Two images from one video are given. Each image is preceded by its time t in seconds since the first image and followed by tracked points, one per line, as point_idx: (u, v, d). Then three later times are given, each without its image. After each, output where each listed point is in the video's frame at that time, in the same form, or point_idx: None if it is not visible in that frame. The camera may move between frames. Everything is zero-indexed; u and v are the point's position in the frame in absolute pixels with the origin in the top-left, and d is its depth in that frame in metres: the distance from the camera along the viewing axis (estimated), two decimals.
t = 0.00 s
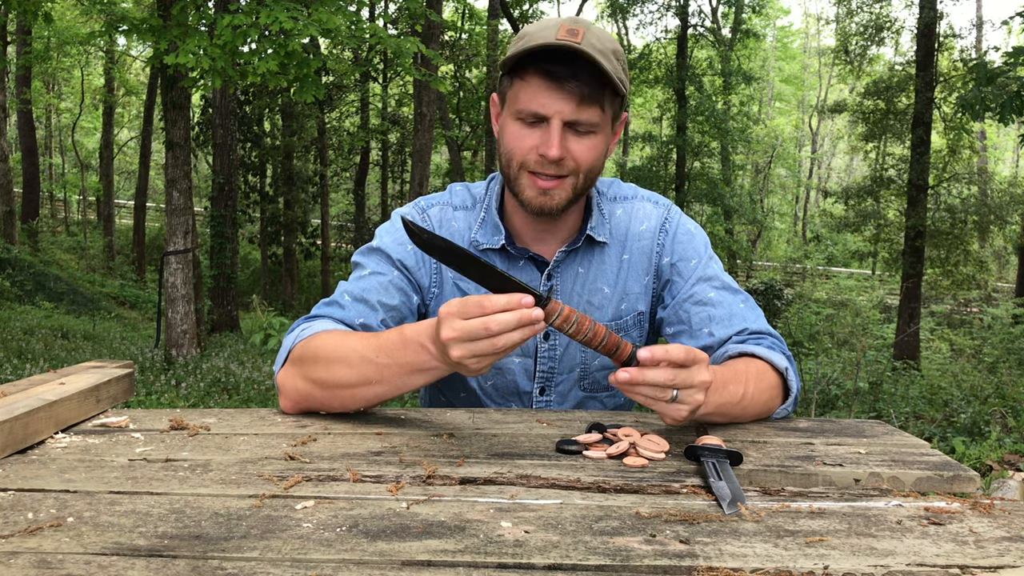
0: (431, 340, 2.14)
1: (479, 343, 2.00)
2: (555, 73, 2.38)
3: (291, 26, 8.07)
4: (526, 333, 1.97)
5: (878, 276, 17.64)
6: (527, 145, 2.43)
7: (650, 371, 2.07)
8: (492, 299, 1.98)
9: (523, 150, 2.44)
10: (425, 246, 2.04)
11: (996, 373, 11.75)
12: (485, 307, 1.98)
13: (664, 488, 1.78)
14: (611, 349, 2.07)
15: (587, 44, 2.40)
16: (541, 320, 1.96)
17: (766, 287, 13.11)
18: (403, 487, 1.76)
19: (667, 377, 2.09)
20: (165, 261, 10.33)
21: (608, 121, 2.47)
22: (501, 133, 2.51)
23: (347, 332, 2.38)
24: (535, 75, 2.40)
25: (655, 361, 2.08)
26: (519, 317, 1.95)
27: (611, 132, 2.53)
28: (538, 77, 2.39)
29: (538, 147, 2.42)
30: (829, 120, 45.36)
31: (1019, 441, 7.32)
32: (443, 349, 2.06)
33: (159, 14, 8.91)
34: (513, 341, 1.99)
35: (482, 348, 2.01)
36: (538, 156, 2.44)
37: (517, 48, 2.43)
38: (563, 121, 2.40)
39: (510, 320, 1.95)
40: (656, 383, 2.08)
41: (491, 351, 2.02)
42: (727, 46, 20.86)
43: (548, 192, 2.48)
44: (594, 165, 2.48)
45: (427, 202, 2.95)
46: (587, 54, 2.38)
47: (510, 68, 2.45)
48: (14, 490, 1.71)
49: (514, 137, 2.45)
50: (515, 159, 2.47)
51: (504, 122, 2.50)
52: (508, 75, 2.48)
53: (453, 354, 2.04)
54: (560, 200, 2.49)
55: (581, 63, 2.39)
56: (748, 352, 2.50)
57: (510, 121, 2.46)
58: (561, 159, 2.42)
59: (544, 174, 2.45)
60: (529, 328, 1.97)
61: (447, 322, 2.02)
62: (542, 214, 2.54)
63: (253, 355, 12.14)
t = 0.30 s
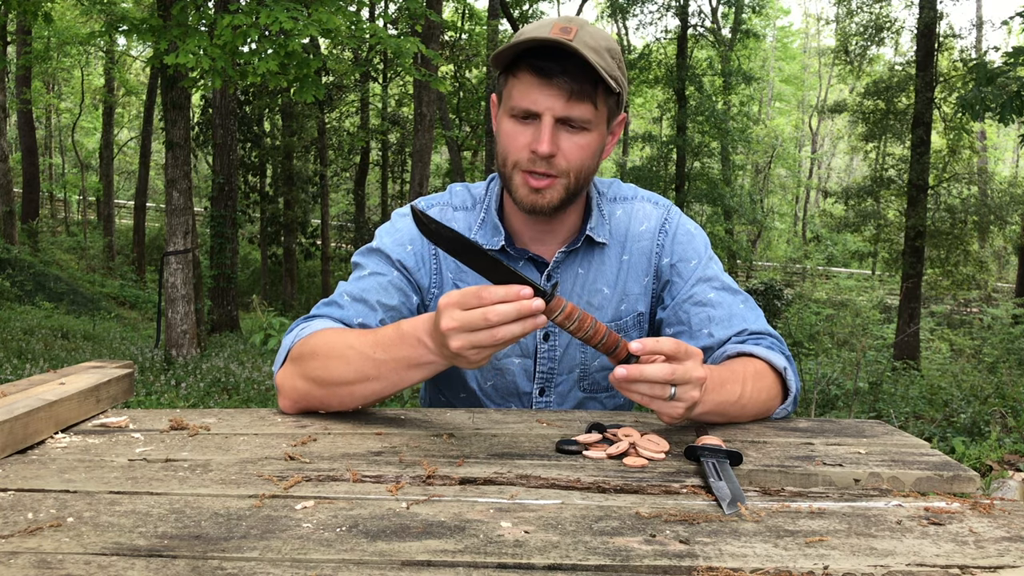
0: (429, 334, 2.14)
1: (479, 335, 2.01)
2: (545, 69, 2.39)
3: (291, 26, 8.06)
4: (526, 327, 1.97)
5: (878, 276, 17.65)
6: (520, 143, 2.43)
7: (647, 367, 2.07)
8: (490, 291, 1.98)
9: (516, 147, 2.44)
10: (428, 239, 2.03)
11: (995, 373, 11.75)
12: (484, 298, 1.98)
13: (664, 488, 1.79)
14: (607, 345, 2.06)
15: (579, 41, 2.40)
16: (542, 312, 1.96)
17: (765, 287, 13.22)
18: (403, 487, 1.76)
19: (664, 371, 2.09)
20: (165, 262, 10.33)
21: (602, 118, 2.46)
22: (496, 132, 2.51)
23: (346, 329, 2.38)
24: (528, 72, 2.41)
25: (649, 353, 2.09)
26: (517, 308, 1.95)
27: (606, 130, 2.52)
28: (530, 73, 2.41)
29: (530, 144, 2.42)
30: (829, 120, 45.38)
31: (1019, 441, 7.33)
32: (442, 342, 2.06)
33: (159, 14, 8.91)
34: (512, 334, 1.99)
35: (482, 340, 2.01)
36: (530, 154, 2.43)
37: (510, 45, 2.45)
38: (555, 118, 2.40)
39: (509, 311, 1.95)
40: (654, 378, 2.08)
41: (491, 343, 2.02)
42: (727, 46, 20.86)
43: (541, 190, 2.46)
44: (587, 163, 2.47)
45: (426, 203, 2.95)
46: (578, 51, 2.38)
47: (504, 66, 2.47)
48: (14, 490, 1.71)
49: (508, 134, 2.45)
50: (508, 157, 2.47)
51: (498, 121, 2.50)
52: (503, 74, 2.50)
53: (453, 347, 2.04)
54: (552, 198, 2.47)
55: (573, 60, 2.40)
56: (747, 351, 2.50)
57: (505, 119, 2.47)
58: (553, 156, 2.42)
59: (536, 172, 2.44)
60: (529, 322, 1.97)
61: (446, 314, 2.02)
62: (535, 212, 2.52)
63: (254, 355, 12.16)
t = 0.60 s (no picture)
0: (431, 334, 2.14)
1: (482, 336, 2.00)
2: (551, 68, 2.39)
3: (291, 26, 8.06)
4: (527, 327, 1.96)
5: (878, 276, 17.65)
6: (526, 142, 2.43)
7: (650, 366, 2.07)
8: (491, 291, 1.97)
9: (522, 147, 2.44)
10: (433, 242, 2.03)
11: (995, 373, 11.75)
12: (485, 299, 1.97)
13: (664, 488, 1.78)
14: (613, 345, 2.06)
15: (585, 40, 2.40)
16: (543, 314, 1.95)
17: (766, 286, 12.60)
18: (403, 488, 1.76)
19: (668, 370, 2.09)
20: (165, 262, 10.33)
21: (607, 117, 2.46)
22: (500, 130, 2.51)
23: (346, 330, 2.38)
24: (533, 71, 2.41)
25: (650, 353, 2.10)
26: (519, 308, 1.95)
27: (610, 129, 2.53)
28: (535, 72, 2.41)
29: (536, 143, 2.42)
30: (829, 120, 45.38)
31: (1019, 441, 7.34)
32: (443, 342, 2.06)
33: (159, 14, 8.91)
34: (513, 334, 1.99)
35: (483, 340, 2.01)
36: (536, 153, 2.43)
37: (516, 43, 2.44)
38: (561, 117, 2.40)
39: (510, 312, 1.95)
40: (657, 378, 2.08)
41: (493, 344, 2.02)
42: (727, 46, 20.86)
43: (546, 190, 2.46)
44: (592, 163, 2.47)
45: (426, 202, 2.95)
46: (584, 50, 2.38)
47: (509, 65, 2.46)
48: (14, 490, 1.71)
49: (513, 133, 2.45)
50: (513, 156, 2.47)
51: (503, 120, 2.50)
52: (507, 72, 2.50)
53: (454, 348, 2.04)
54: (558, 198, 2.48)
55: (579, 59, 2.40)
56: (746, 352, 2.50)
57: (509, 117, 2.46)
58: (559, 156, 2.42)
59: (542, 171, 2.44)
60: (530, 322, 1.97)
61: (447, 314, 2.01)
62: (540, 211, 2.52)
63: (254, 355, 12.16)
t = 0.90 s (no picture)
0: (432, 330, 2.15)
1: (485, 324, 2.02)
2: (553, 70, 2.40)
3: (291, 26, 8.06)
4: (528, 317, 1.99)
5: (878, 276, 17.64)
6: (529, 144, 2.43)
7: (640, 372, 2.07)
8: (496, 280, 2.01)
9: (525, 148, 2.44)
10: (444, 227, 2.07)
11: (995, 373, 11.75)
12: (491, 287, 2.00)
13: (663, 488, 1.79)
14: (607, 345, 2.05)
15: (588, 42, 2.40)
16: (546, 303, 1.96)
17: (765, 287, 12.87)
18: (403, 487, 1.76)
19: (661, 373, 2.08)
20: (165, 262, 10.33)
21: (609, 119, 2.46)
22: (503, 133, 2.50)
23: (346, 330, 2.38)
24: (535, 73, 2.42)
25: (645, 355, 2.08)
26: (522, 298, 1.96)
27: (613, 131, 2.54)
28: (537, 74, 2.41)
29: (539, 145, 2.42)
30: (829, 120, 45.36)
31: (1019, 441, 7.33)
32: (445, 336, 2.07)
33: (159, 14, 8.91)
34: (515, 324, 2.01)
35: (485, 329, 2.03)
36: (539, 155, 2.43)
37: (518, 46, 2.45)
38: (564, 119, 2.40)
39: (513, 302, 1.96)
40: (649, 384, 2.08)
41: (495, 334, 2.04)
42: (727, 46, 20.87)
43: (549, 190, 2.45)
44: (595, 165, 2.47)
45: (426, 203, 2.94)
46: (586, 52, 2.39)
47: (510, 68, 2.47)
48: (14, 490, 1.71)
49: (516, 135, 2.45)
50: (516, 158, 2.46)
51: (505, 122, 2.49)
52: (509, 74, 2.50)
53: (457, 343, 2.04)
54: (560, 199, 2.47)
55: (581, 61, 2.40)
56: (746, 352, 2.50)
57: (511, 119, 2.46)
58: (561, 157, 2.41)
59: (545, 172, 2.44)
60: (532, 313, 1.99)
61: (450, 304, 2.03)
62: (543, 212, 2.51)
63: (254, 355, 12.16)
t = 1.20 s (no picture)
0: (432, 330, 2.15)
1: (488, 321, 2.02)
2: (554, 69, 2.40)
3: (291, 26, 8.06)
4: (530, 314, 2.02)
5: (878, 275, 17.64)
6: (529, 143, 2.43)
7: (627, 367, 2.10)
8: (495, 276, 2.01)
9: (525, 147, 2.44)
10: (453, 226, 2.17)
11: (995, 373, 11.76)
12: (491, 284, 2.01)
13: (664, 488, 1.78)
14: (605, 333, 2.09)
15: (590, 41, 2.40)
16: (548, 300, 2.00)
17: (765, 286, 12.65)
18: (403, 487, 1.76)
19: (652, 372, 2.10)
20: (165, 261, 10.33)
21: (610, 119, 2.46)
22: (504, 131, 2.50)
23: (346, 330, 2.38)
24: (537, 71, 2.42)
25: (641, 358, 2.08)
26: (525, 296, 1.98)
27: (613, 130, 2.53)
28: (539, 73, 2.41)
29: (539, 144, 2.42)
30: (830, 120, 45.38)
31: (1019, 441, 7.33)
32: (445, 334, 2.07)
33: (159, 14, 8.91)
34: (520, 320, 2.04)
35: (490, 325, 2.03)
36: (538, 154, 2.43)
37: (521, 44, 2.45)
38: (565, 118, 2.40)
39: (516, 298, 1.98)
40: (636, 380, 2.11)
41: (499, 330, 2.05)
42: (727, 46, 20.87)
43: (547, 189, 2.45)
44: (594, 164, 2.47)
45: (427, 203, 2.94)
46: (589, 51, 2.39)
47: (512, 66, 2.47)
48: (14, 490, 1.71)
49: (517, 133, 2.45)
50: (516, 156, 2.47)
51: (506, 120, 2.49)
52: (512, 73, 2.51)
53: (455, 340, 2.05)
54: (559, 198, 2.46)
55: (582, 60, 2.40)
56: (748, 351, 2.50)
57: (512, 117, 2.47)
58: (560, 157, 2.41)
59: (544, 171, 2.44)
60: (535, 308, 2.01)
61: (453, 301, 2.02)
62: (541, 211, 2.51)
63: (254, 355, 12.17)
